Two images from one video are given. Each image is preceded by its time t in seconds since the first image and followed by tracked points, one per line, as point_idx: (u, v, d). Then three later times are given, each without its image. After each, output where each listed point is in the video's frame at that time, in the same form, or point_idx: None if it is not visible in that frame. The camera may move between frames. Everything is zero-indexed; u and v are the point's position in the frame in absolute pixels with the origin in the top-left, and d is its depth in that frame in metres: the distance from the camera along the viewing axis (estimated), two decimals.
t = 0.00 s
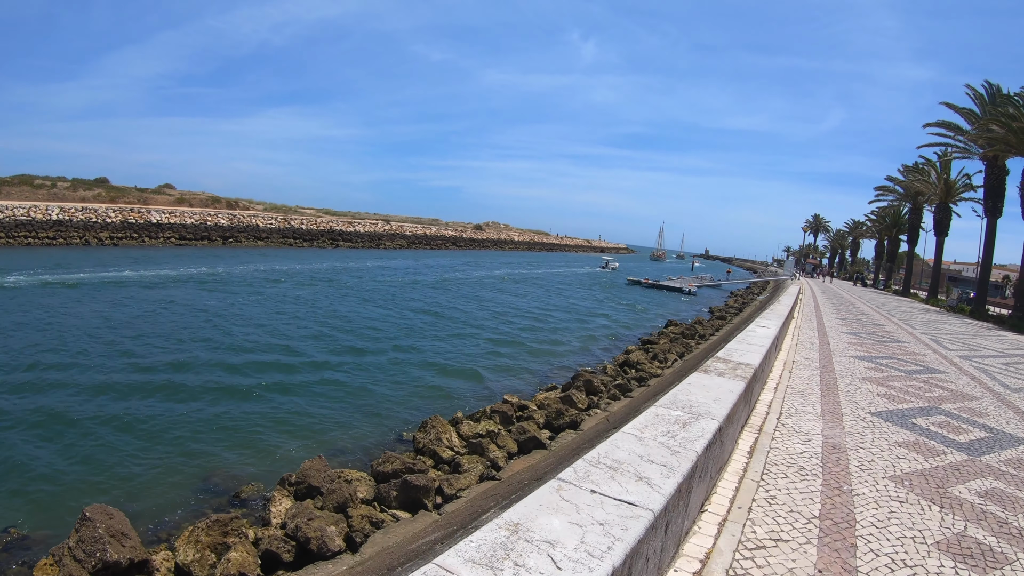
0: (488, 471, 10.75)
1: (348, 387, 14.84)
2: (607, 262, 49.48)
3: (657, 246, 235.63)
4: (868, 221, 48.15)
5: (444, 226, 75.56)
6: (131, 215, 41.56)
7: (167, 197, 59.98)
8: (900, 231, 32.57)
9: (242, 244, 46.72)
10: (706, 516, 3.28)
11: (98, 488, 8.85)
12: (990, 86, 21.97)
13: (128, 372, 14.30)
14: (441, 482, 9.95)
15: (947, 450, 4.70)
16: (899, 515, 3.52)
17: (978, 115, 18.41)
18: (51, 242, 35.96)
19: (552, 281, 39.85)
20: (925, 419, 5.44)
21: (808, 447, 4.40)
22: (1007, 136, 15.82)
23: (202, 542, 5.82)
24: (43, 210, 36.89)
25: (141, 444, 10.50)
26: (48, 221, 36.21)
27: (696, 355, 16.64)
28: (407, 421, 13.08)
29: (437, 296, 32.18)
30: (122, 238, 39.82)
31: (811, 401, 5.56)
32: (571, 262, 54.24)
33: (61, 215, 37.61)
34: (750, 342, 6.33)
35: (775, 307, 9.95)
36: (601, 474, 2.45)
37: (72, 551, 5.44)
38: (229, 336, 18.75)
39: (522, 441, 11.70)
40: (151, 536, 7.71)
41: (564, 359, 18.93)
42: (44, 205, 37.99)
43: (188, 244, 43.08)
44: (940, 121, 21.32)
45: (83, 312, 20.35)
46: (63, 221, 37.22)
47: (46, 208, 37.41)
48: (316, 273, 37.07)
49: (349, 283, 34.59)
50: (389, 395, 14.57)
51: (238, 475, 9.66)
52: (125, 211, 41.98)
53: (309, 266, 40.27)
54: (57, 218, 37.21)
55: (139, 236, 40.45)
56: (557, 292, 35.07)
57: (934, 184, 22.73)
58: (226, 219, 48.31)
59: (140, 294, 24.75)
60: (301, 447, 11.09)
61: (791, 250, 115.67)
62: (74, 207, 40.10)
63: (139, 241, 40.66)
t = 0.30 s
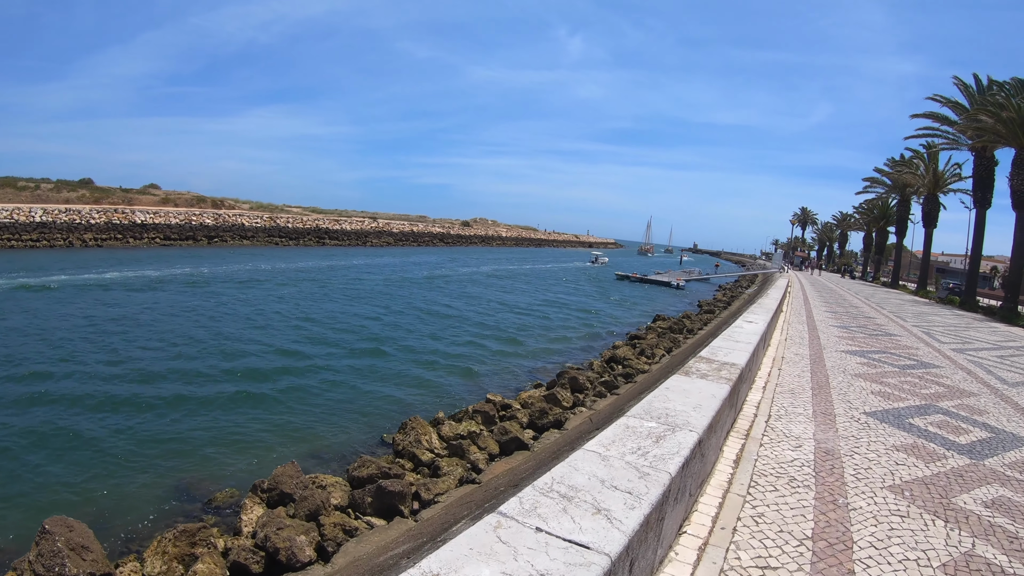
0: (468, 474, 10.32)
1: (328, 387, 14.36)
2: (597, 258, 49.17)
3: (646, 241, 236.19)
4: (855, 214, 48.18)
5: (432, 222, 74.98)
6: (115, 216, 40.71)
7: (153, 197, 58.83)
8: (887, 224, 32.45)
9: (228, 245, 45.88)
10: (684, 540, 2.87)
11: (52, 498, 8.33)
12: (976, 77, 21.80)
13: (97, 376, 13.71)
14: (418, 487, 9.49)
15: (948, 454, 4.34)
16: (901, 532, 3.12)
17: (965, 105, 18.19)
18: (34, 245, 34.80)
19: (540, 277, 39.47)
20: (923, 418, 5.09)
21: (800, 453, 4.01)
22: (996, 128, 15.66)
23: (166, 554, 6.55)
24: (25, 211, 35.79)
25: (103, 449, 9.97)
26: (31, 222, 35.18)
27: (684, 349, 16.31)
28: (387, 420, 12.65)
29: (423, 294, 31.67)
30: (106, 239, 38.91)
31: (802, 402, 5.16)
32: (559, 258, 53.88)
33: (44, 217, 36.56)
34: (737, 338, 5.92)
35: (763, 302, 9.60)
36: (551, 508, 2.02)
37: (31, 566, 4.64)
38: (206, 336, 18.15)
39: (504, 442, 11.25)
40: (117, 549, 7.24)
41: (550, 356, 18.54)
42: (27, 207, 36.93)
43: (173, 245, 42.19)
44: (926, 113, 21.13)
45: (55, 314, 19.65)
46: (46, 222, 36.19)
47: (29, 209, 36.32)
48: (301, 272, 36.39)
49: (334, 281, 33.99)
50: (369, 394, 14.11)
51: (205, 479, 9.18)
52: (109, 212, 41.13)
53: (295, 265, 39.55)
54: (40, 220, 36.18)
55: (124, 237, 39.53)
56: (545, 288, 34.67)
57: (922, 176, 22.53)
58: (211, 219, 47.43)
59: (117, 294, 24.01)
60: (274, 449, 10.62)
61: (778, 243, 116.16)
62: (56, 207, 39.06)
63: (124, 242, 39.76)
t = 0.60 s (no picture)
0: (450, 479, 9.89)
1: (311, 385, 13.93)
2: (591, 254, 48.82)
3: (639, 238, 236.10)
4: (848, 210, 47.97)
5: (425, 219, 74.41)
6: (105, 215, 40.07)
7: (144, 195, 58.04)
8: (881, 219, 32.19)
9: (221, 243, 45.22)
10: None
11: (14, 505, 7.91)
12: (971, 71, 21.47)
13: (73, 377, 13.24)
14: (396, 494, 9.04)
15: (952, 468, 4.00)
16: (906, 564, 2.77)
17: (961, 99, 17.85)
18: (25, 244, 33.99)
19: (534, 274, 39.07)
20: (923, 427, 4.74)
21: (793, 470, 3.65)
22: (988, 125, 15.37)
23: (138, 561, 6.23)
24: (16, 210, 35.14)
25: (73, 452, 9.55)
26: (21, 221, 34.50)
27: (676, 348, 15.93)
28: (371, 420, 12.24)
29: (415, 291, 31.23)
30: (97, 237, 38.28)
31: (795, 411, 4.77)
32: (553, 254, 53.49)
33: (34, 215, 35.83)
34: (728, 339, 5.54)
35: (756, 300, 9.23)
36: (486, 564, 1.65)
37: None
38: (190, 335, 17.68)
39: (489, 444, 10.81)
40: (91, 555, 6.89)
41: (541, 353, 18.15)
42: (17, 205, 36.29)
43: (164, 243, 41.54)
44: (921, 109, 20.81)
45: (36, 313, 19.12)
46: (36, 221, 35.48)
47: (18, 208, 35.69)
48: (293, 270, 35.84)
49: (324, 279, 33.51)
50: (353, 393, 13.70)
51: (176, 482, 8.75)
52: (100, 211, 40.47)
53: (287, 263, 38.99)
54: (30, 218, 35.53)
55: (115, 235, 38.91)
56: (538, 284, 34.28)
57: (916, 171, 22.23)
58: (203, 217, 46.75)
59: (101, 293, 23.44)
60: (251, 451, 10.20)
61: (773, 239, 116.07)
62: (45, 206, 38.39)
63: (115, 241, 39.07)
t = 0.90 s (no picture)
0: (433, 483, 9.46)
1: (297, 385, 13.50)
2: (586, 251, 48.43)
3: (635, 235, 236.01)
4: (844, 206, 47.72)
5: (419, 216, 73.81)
6: (97, 211, 39.41)
7: (137, 191, 57.29)
8: (877, 216, 31.91)
9: (214, 240, 44.59)
10: None
11: None
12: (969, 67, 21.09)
13: (50, 377, 12.78)
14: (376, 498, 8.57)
15: (966, 483, 3.63)
16: None
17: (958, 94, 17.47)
18: (14, 242, 33.32)
19: (529, 270, 38.66)
20: (932, 436, 4.37)
21: (793, 490, 3.27)
22: (975, 122, 14.91)
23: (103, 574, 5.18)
24: (5, 207, 34.52)
25: (41, 457, 9.08)
26: (10, 218, 33.88)
27: (670, 345, 15.48)
28: (356, 421, 11.82)
29: (409, 288, 30.75)
30: (89, 234, 37.66)
31: (793, 419, 4.39)
32: (548, 250, 53.09)
33: (25, 213, 35.18)
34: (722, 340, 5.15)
35: (752, 297, 8.84)
36: None
37: None
38: (175, 333, 17.22)
39: (475, 447, 10.36)
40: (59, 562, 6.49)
41: (534, 351, 17.75)
42: (6, 203, 35.66)
43: (156, 239, 40.90)
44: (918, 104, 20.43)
45: (17, 312, 18.59)
46: (26, 218, 34.82)
47: (8, 205, 35.06)
48: (286, 267, 35.32)
49: (316, 275, 32.99)
50: (340, 392, 13.27)
51: (148, 485, 8.31)
52: (91, 208, 39.82)
53: (281, 260, 38.44)
54: (20, 215, 34.92)
55: (106, 232, 38.28)
56: (532, 281, 33.86)
57: (913, 167, 21.89)
58: (195, 215, 46.09)
59: (87, 291, 22.89)
60: (230, 452, 9.78)
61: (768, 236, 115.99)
62: (35, 203, 37.74)
63: (106, 238, 38.43)
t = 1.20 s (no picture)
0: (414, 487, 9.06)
1: (282, 383, 13.07)
2: (579, 244, 48.03)
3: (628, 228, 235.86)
4: (837, 199, 47.55)
5: (412, 211, 73.17)
6: (84, 210, 38.56)
7: (126, 188, 56.24)
8: (870, 207, 31.70)
9: (205, 236, 43.86)
10: None
11: None
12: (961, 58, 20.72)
13: (27, 379, 12.33)
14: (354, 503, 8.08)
15: (974, 498, 3.29)
16: None
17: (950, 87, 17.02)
18: None
19: (521, 264, 38.25)
20: (935, 443, 4.03)
21: (787, 511, 2.91)
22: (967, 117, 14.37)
23: None
24: None
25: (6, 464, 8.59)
26: None
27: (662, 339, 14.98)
28: (340, 419, 11.42)
29: (400, 283, 30.29)
30: (76, 232, 36.84)
31: (786, 426, 4.03)
32: (541, 244, 52.68)
33: (12, 211, 34.29)
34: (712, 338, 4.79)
35: (743, 292, 8.46)
36: None
37: None
38: (159, 332, 16.73)
39: (458, 448, 9.96)
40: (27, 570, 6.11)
41: (525, 346, 17.37)
42: None
43: (145, 237, 40.11)
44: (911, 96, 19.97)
45: None
46: (14, 217, 33.82)
47: None
48: (277, 263, 34.71)
49: (306, 272, 32.40)
50: (325, 391, 12.86)
51: (118, 490, 7.87)
52: (79, 206, 38.97)
53: (271, 256, 37.80)
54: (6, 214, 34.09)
55: (95, 230, 37.46)
56: (524, 275, 33.46)
57: (906, 159, 21.58)
58: (185, 212, 45.31)
59: (69, 290, 22.24)
60: (208, 453, 9.37)
61: (757, 229, 116.04)
62: (21, 201, 36.87)
63: (96, 236, 37.57)
